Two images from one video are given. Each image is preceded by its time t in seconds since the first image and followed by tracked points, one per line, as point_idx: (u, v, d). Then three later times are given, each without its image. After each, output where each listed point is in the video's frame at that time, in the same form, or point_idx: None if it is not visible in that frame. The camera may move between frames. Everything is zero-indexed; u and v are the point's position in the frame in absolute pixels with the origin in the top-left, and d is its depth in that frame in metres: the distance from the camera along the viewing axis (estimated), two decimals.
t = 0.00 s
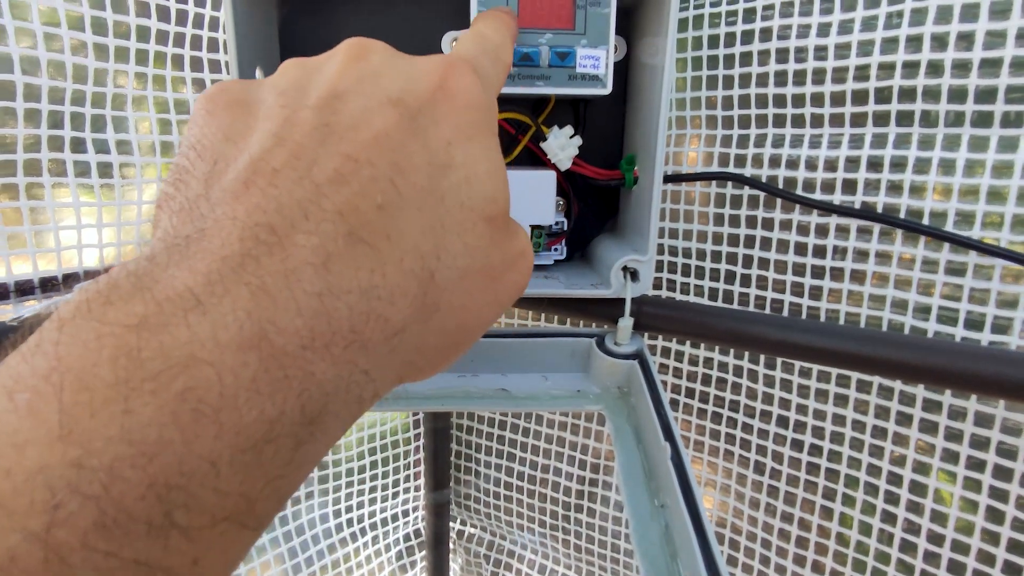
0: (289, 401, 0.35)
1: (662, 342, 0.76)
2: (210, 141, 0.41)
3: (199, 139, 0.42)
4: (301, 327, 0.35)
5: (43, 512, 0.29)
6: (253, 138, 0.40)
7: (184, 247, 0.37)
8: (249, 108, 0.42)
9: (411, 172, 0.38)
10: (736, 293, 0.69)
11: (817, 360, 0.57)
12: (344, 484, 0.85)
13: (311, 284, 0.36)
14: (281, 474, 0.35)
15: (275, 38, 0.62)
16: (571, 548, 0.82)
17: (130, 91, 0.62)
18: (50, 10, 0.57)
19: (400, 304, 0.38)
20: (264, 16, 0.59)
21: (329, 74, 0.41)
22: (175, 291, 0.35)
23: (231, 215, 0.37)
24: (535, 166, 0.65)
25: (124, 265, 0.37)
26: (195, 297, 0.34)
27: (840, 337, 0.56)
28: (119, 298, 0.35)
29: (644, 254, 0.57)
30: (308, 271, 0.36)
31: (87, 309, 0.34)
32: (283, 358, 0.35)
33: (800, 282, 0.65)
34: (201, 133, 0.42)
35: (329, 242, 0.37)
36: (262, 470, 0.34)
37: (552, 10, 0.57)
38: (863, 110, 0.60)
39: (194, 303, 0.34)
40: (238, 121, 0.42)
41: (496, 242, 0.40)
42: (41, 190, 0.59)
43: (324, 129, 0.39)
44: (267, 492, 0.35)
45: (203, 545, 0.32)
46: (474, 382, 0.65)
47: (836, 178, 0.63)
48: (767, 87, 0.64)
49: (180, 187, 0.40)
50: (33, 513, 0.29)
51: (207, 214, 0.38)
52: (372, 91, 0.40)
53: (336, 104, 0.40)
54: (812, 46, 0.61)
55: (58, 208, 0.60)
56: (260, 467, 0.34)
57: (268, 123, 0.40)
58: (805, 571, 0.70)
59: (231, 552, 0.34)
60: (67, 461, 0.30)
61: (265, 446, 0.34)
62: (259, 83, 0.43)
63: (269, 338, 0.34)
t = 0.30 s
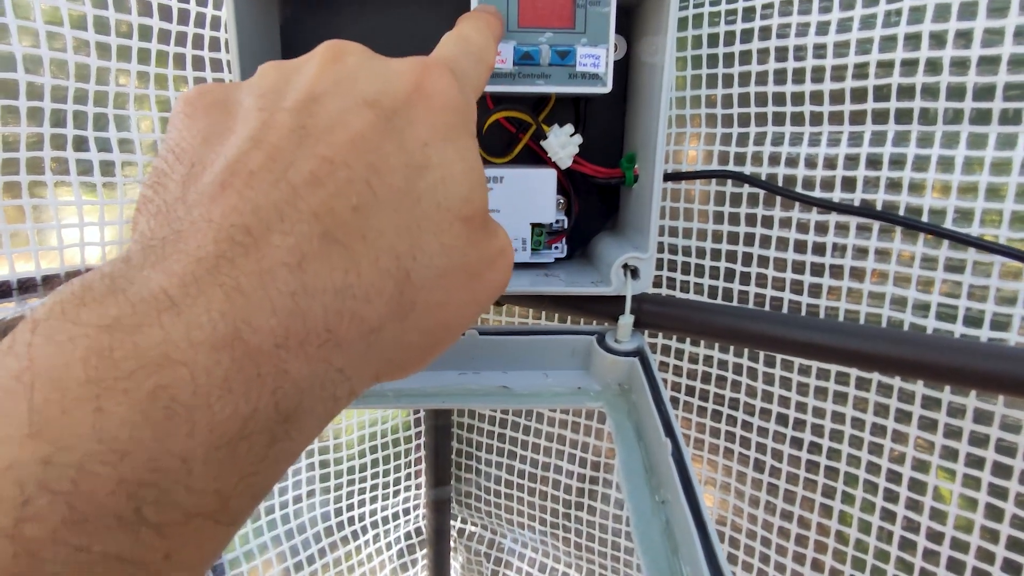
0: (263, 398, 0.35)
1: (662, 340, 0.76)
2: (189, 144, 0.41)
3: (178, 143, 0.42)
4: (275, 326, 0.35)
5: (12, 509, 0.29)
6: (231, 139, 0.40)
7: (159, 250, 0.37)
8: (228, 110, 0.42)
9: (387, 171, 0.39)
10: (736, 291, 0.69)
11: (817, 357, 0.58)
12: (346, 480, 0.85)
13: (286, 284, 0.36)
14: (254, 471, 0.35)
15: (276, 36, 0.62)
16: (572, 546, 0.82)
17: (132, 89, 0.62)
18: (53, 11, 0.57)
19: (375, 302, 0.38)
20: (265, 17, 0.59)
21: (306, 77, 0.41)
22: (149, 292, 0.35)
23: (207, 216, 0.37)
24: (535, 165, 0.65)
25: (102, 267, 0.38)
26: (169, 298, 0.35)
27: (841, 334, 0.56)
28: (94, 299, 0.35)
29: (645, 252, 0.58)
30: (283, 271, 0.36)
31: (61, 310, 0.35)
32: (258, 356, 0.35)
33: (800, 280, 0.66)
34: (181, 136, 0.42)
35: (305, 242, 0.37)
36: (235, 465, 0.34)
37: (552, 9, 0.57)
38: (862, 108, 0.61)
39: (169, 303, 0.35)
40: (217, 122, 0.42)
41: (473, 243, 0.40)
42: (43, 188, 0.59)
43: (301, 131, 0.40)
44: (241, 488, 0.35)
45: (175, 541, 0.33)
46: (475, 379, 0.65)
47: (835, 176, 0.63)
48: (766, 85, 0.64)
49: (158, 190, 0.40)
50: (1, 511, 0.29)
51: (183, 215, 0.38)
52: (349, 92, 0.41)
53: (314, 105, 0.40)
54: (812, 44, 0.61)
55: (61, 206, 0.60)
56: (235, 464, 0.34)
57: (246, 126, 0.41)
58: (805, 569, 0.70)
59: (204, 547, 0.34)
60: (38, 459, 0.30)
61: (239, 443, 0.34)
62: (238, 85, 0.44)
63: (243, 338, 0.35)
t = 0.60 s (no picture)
0: (265, 401, 0.35)
1: (663, 343, 0.76)
2: (195, 149, 0.42)
3: (184, 147, 0.42)
4: (276, 331, 0.36)
5: (20, 509, 0.30)
6: (237, 143, 0.41)
7: (163, 254, 0.37)
8: (234, 115, 0.43)
9: (390, 176, 0.39)
10: (737, 294, 0.70)
11: (817, 361, 0.58)
12: (349, 483, 0.86)
13: (288, 289, 0.36)
14: (257, 473, 0.35)
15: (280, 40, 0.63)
16: (574, 547, 0.82)
17: (138, 94, 0.62)
18: (60, 16, 0.58)
19: (377, 307, 0.39)
20: (269, 21, 0.60)
21: (311, 83, 0.42)
22: (154, 296, 0.35)
23: (211, 220, 0.38)
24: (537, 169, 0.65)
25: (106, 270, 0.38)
26: (173, 301, 0.35)
27: (841, 338, 0.56)
28: (100, 302, 0.35)
29: (647, 256, 0.58)
30: (285, 276, 0.36)
31: (66, 312, 0.35)
32: (260, 361, 0.35)
33: (800, 283, 0.66)
34: (187, 140, 0.42)
35: (308, 247, 0.37)
36: (238, 467, 0.35)
37: (554, 15, 0.58)
38: (863, 113, 0.61)
39: (173, 307, 0.35)
40: (222, 127, 0.42)
41: (473, 249, 0.41)
42: (49, 192, 0.60)
43: (304, 138, 0.40)
44: (244, 489, 0.35)
45: (179, 541, 0.33)
46: (477, 382, 0.65)
47: (836, 180, 0.63)
48: (767, 90, 0.65)
49: (164, 194, 0.41)
50: (9, 511, 0.30)
51: (188, 219, 0.38)
52: (351, 100, 0.41)
53: (317, 111, 0.41)
54: (812, 50, 0.62)
55: (67, 210, 0.61)
56: (238, 465, 0.35)
57: (251, 131, 0.41)
58: (805, 571, 0.71)
59: (208, 548, 0.34)
60: (44, 460, 0.31)
61: (241, 445, 0.35)
62: (244, 91, 0.44)
63: (245, 343, 0.35)
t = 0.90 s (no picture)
0: (271, 394, 0.35)
1: (666, 339, 0.76)
2: (201, 143, 0.42)
3: (190, 142, 0.42)
4: (281, 324, 0.36)
5: (28, 500, 0.30)
6: (242, 138, 0.41)
7: (168, 247, 0.37)
8: (239, 110, 0.43)
9: (395, 172, 0.39)
10: (740, 290, 0.70)
11: (821, 357, 0.58)
12: (350, 481, 0.86)
13: (292, 282, 0.36)
14: (262, 467, 0.35)
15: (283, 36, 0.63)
16: (576, 544, 0.82)
17: (142, 89, 0.62)
18: (64, 11, 0.58)
19: (382, 301, 0.39)
20: (273, 17, 0.60)
21: (317, 77, 0.42)
22: (159, 289, 0.35)
23: (216, 213, 0.38)
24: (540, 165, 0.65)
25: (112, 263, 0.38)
26: (178, 295, 0.35)
27: (844, 334, 0.57)
28: (106, 294, 0.35)
29: (650, 252, 0.58)
30: (290, 269, 0.36)
31: (72, 305, 0.35)
32: (264, 354, 0.35)
33: (803, 280, 0.66)
34: (192, 135, 0.42)
35: (313, 241, 0.37)
36: (243, 460, 0.35)
37: (558, 11, 0.58)
38: (866, 109, 0.61)
39: (178, 300, 0.35)
40: (228, 122, 0.42)
41: (478, 244, 0.41)
42: (53, 188, 0.60)
43: (309, 131, 0.40)
44: (249, 483, 0.35)
45: (184, 534, 0.33)
46: (481, 379, 0.65)
47: (839, 177, 0.63)
48: (770, 87, 0.65)
49: (169, 188, 0.41)
50: (17, 501, 0.30)
51: (193, 213, 0.38)
52: (357, 93, 0.41)
53: (323, 103, 0.41)
54: (815, 46, 0.62)
55: (70, 206, 0.61)
56: (243, 458, 0.35)
57: (256, 126, 0.41)
58: (807, 567, 0.71)
59: (214, 541, 0.34)
60: (51, 451, 0.31)
61: (247, 438, 0.34)
62: (250, 86, 0.44)
63: (250, 336, 0.35)
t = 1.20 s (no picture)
0: (278, 352, 0.35)
1: (670, 335, 0.76)
2: (209, 102, 0.42)
3: (198, 100, 0.43)
4: (288, 281, 0.36)
5: (34, 447, 0.30)
6: (252, 97, 0.42)
7: (176, 207, 0.37)
8: (249, 71, 0.43)
9: (404, 132, 0.39)
10: (744, 287, 0.70)
11: (827, 353, 0.58)
12: (355, 476, 0.87)
13: (299, 239, 0.36)
14: (270, 423, 0.35)
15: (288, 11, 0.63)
16: (579, 542, 0.83)
17: (148, 84, 0.62)
18: (70, 7, 0.58)
19: (389, 262, 0.38)
20: None
21: (323, 38, 0.42)
22: (167, 244, 0.35)
23: (225, 172, 0.38)
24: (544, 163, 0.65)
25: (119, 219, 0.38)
26: (186, 251, 0.35)
27: (851, 329, 0.56)
28: (111, 250, 0.35)
29: (655, 248, 0.58)
30: (298, 229, 0.36)
31: (80, 258, 0.35)
32: (273, 311, 0.35)
33: (808, 276, 0.66)
34: (201, 93, 0.43)
35: (321, 200, 0.37)
36: (249, 413, 0.35)
37: (563, 8, 0.57)
38: (871, 105, 0.61)
39: (186, 256, 0.35)
40: (237, 82, 0.43)
41: (486, 210, 0.41)
42: (58, 182, 0.60)
43: (318, 91, 0.40)
44: (257, 436, 0.35)
45: (193, 486, 0.33)
46: (485, 374, 0.65)
47: (845, 173, 0.63)
48: (775, 82, 0.65)
49: (177, 144, 0.41)
50: (24, 449, 0.30)
51: (201, 171, 0.39)
52: (365, 53, 0.41)
53: (331, 66, 0.41)
54: (821, 42, 0.62)
55: (77, 201, 0.61)
56: (250, 414, 0.35)
57: (264, 87, 0.42)
58: (811, 563, 0.71)
59: (224, 493, 0.34)
60: (59, 398, 0.31)
61: (255, 393, 0.34)
62: (257, 47, 0.45)
63: (258, 291, 0.35)
